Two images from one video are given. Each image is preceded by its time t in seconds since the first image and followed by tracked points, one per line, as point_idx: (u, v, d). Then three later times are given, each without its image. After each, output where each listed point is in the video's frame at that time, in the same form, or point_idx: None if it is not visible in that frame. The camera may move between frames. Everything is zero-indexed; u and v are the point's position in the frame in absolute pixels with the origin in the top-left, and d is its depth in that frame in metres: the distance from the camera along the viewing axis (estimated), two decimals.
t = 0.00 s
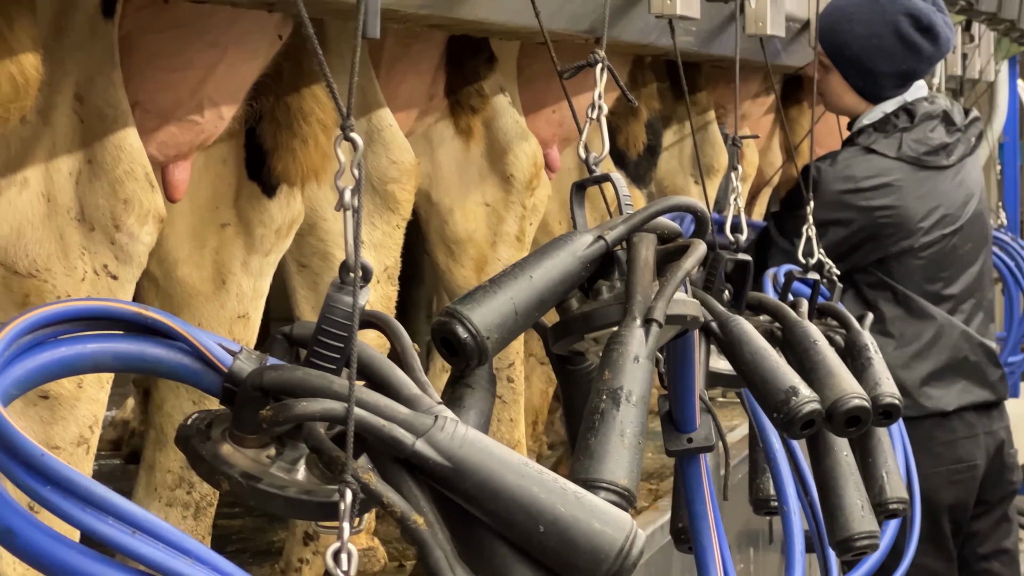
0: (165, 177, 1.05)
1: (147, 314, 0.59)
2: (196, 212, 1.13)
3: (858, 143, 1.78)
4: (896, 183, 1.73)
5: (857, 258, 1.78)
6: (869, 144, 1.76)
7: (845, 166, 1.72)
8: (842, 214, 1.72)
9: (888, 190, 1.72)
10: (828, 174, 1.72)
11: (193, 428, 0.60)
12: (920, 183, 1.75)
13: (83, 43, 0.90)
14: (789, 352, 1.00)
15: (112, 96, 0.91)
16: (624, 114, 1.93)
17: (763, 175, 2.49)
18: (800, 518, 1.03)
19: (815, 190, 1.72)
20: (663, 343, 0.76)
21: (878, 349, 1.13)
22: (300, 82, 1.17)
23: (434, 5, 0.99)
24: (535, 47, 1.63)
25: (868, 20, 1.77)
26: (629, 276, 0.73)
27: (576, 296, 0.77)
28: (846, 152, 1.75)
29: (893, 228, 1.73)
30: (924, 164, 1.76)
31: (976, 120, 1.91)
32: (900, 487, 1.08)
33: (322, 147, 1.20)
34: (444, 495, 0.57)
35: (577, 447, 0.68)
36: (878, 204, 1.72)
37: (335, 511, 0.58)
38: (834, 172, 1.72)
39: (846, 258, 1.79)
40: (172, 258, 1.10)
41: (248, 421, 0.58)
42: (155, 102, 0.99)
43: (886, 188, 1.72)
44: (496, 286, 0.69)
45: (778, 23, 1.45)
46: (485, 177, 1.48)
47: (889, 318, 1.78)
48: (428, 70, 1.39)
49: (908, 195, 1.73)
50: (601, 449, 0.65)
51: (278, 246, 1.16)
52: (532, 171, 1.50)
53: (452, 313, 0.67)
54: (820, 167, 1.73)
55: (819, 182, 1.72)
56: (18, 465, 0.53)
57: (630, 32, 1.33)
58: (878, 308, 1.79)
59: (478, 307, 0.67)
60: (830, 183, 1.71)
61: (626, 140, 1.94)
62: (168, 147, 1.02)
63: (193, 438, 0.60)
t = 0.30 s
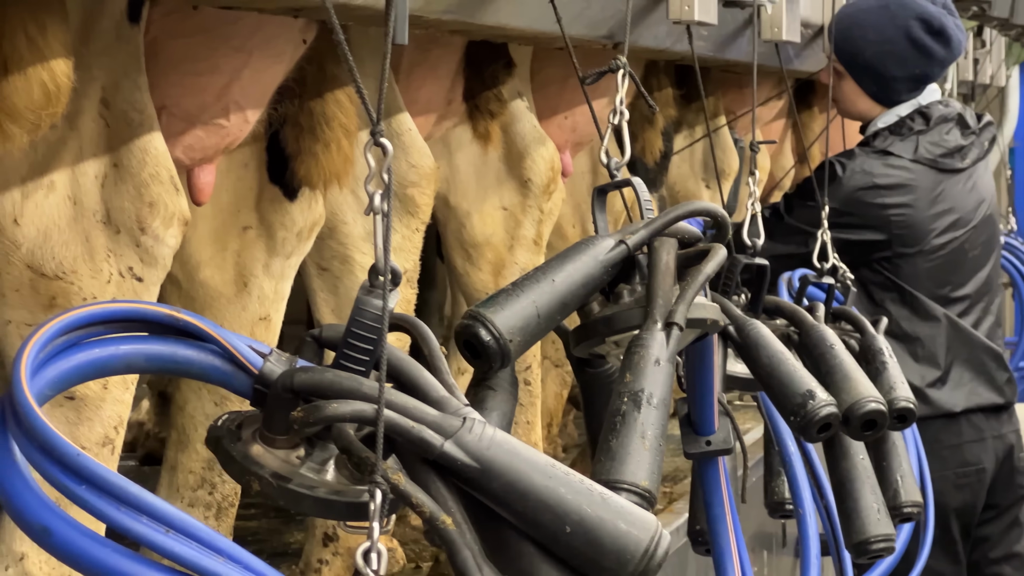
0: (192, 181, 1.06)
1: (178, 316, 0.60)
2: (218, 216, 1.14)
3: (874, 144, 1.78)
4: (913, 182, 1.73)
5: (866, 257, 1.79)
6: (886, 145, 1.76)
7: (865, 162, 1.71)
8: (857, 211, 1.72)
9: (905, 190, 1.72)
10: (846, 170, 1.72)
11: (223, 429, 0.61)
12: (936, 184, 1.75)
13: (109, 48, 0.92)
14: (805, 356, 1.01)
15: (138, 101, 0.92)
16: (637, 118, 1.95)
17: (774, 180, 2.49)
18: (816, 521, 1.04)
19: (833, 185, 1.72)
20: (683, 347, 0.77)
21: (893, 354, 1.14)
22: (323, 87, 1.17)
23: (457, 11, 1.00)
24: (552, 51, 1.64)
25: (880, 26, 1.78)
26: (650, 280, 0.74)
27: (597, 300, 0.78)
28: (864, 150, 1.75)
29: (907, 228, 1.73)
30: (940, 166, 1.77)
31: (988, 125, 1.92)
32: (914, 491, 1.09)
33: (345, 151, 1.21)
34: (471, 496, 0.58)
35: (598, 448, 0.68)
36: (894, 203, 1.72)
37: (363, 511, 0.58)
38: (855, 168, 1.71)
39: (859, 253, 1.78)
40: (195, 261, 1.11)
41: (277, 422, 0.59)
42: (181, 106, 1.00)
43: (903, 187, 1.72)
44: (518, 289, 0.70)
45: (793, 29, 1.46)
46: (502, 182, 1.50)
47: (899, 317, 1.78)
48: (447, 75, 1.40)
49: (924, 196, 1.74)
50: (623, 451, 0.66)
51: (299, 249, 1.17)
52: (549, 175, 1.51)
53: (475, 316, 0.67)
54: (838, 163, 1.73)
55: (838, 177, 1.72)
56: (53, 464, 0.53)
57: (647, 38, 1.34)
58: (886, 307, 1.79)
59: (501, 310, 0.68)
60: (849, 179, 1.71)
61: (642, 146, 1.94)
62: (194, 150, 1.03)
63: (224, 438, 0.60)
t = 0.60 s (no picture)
0: (213, 185, 1.07)
1: (206, 320, 0.61)
2: (238, 221, 1.15)
3: (886, 150, 1.79)
4: (925, 187, 1.73)
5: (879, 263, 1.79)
6: (898, 151, 1.77)
7: (878, 167, 1.72)
8: (871, 216, 1.72)
9: (918, 195, 1.73)
10: (860, 175, 1.72)
11: (249, 432, 0.62)
12: (948, 189, 1.76)
13: (132, 53, 0.93)
14: (820, 361, 1.01)
15: (160, 106, 0.93)
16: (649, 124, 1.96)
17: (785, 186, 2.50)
18: (829, 526, 1.04)
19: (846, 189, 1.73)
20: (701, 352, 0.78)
21: (906, 360, 1.14)
22: (344, 93, 1.19)
23: (478, 17, 1.01)
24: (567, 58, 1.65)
25: (893, 33, 1.79)
26: (667, 285, 0.74)
27: (615, 305, 0.78)
28: (876, 157, 1.76)
29: (921, 232, 1.74)
30: (952, 171, 1.77)
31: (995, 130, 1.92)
32: (927, 497, 1.09)
33: (365, 158, 1.21)
34: (495, 499, 0.58)
35: (617, 452, 0.68)
36: (907, 207, 1.72)
37: (387, 514, 0.59)
38: (868, 173, 1.72)
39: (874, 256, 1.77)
40: (214, 265, 1.12)
41: (303, 426, 0.59)
42: (203, 112, 1.01)
43: (916, 192, 1.73)
44: (538, 294, 0.70)
45: (806, 36, 1.47)
46: (518, 188, 1.50)
47: (910, 322, 1.78)
48: (463, 82, 1.41)
49: (937, 200, 1.74)
50: (641, 455, 0.66)
51: (317, 254, 1.18)
52: (565, 181, 1.52)
53: (495, 321, 0.67)
54: (851, 169, 1.74)
55: (852, 182, 1.73)
56: (84, 466, 0.53)
57: (663, 45, 1.35)
58: (897, 312, 1.80)
59: (521, 315, 0.68)
60: (863, 183, 1.71)
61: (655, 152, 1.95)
62: (216, 155, 1.04)
63: (249, 441, 0.61)
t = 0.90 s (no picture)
0: (230, 189, 1.08)
1: (230, 323, 0.62)
2: (257, 225, 1.17)
3: (897, 157, 1.79)
4: (936, 195, 1.74)
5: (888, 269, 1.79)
6: (909, 158, 1.77)
7: (890, 174, 1.72)
8: (883, 223, 1.73)
9: (929, 202, 1.73)
10: (872, 182, 1.73)
11: (272, 433, 0.63)
12: (959, 197, 1.76)
13: (154, 58, 0.94)
14: (833, 366, 1.02)
15: (181, 110, 0.95)
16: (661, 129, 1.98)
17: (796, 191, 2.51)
18: (842, 529, 1.05)
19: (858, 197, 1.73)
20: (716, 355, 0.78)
21: (918, 365, 1.15)
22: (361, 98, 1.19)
23: (495, 23, 1.02)
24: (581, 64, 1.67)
25: (904, 43, 1.79)
26: (684, 289, 0.75)
27: (632, 309, 0.79)
28: (887, 164, 1.76)
29: (932, 240, 1.74)
30: (963, 178, 1.77)
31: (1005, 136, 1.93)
32: (939, 501, 1.10)
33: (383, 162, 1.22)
34: (515, 499, 0.59)
35: (634, 455, 0.69)
36: (919, 215, 1.72)
37: (409, 514, 0.60)
38: (880, 181, 1.72)
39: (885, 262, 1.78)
40: (233, 268, 1.14)
41: (326, 427, 0.60)
42: (222, 117, 1.03)
43: (927, 200, 1.73)
44: (555, 298, 0.71)
45: (819, 42, 1.47)
46: (532, 193, 1.51)
47: (919, 327, 1.79)
48: (478, 87, 1.43)
49: (947, 208, 1.74)
50: (657, 457, 0.67)
51: (335, 257, 1.19)
52: (579, 186, 1.53)
53: (513, 324, 0.68)
54: (864, 176, 1.74)
55: (864, 189, 1.73)
56: (111, 465, 0.54)
57: (677, 51, 1.36)
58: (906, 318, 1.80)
59: (539, 318, 0.68)
60: (875, 191, 1.72)
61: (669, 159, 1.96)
62: (233, 160, 1.06)
63: (273, 442, 0.62)
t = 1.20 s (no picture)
0: (244, 195, 1.09)
1: (247, 327, 0.63)
2: (271, 230, 1.17)
3: (910, 161, 1.80)
4: (948, 200, 1.74)
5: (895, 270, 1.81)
6: (921, 163, 1.78)
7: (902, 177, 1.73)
8: (893, 225, 1.74)
9: (941, 207, 1.74)
10: (884, 183, 1.73)
11: (288, 436, 0.63)
12: (972, 203, 1.76)
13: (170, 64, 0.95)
14: (842, 371, 1.02)
15: (197, 117, 0.96)
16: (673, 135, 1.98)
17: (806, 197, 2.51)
18: (851, 534, 1.05)
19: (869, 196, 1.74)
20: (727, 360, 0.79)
21: (927, 371, 1.15)
22: (376, 104, 1.21)
23: (508, 30, 1.03)
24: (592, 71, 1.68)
25: (916, 50, 1.80)
26: (695, 295, 0.76)
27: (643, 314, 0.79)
28: (901, 167, 1.76)
29: (941, 244, 1.75)
30: (976, 185, 1.78)
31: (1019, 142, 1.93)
32: (948, 506, 1.10)
33: (398, 167, 1.23)
34: (528, 502, 0.60)
35: (645, 459, 0.70)
36: (929, 219, 1.73)
37: (424, 517, 0.60)
38: (893, 182, 1.73)
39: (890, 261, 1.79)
40: (247, 273, 1.15)
41: (343, 430, 0.61)
42: (236, 123, 1.04)
43: (939, 204, 1.73)
44: (568, 303, 0.71)
45: (829, 49, 1.48)
46: (544, 199, 1.52)
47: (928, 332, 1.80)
48: (491, 93, 1.43)
49: (959, 213, 1.75)
50: (669, 462, 0.67)
51: (348, 263, 1.20)
52: (590, 193, 1.54)
53: (526, 329, 0.69)
54: (876, 176, 1.74)
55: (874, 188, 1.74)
56: (130, 467, 0.55)
57: (689, 58, 1.37)
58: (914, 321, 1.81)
59: (552, 323, 0.69)
60: (885, 192, 1.73)
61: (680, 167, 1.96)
62: (246, 166, 1.07)
63: (289, 445, 0.63)
